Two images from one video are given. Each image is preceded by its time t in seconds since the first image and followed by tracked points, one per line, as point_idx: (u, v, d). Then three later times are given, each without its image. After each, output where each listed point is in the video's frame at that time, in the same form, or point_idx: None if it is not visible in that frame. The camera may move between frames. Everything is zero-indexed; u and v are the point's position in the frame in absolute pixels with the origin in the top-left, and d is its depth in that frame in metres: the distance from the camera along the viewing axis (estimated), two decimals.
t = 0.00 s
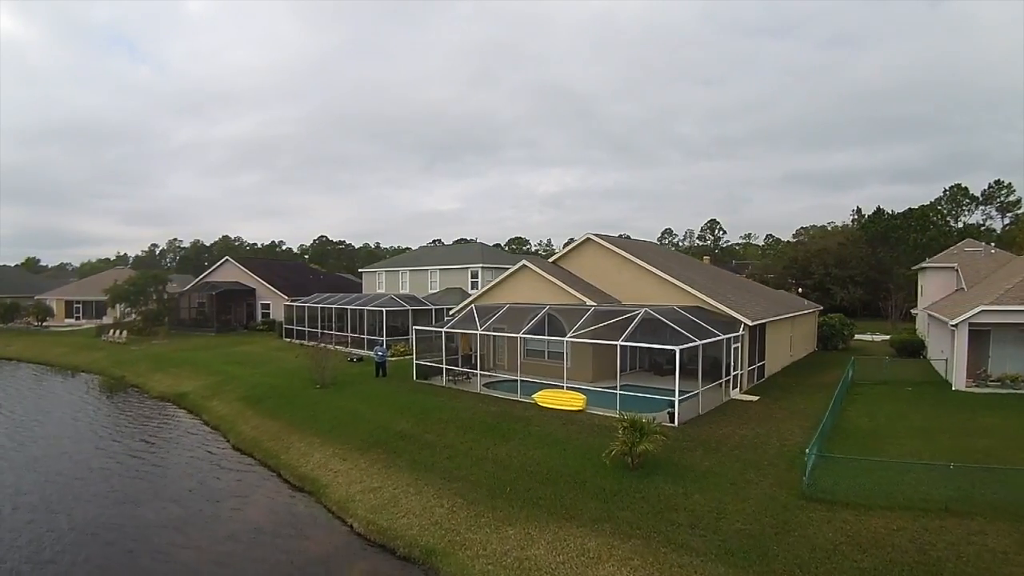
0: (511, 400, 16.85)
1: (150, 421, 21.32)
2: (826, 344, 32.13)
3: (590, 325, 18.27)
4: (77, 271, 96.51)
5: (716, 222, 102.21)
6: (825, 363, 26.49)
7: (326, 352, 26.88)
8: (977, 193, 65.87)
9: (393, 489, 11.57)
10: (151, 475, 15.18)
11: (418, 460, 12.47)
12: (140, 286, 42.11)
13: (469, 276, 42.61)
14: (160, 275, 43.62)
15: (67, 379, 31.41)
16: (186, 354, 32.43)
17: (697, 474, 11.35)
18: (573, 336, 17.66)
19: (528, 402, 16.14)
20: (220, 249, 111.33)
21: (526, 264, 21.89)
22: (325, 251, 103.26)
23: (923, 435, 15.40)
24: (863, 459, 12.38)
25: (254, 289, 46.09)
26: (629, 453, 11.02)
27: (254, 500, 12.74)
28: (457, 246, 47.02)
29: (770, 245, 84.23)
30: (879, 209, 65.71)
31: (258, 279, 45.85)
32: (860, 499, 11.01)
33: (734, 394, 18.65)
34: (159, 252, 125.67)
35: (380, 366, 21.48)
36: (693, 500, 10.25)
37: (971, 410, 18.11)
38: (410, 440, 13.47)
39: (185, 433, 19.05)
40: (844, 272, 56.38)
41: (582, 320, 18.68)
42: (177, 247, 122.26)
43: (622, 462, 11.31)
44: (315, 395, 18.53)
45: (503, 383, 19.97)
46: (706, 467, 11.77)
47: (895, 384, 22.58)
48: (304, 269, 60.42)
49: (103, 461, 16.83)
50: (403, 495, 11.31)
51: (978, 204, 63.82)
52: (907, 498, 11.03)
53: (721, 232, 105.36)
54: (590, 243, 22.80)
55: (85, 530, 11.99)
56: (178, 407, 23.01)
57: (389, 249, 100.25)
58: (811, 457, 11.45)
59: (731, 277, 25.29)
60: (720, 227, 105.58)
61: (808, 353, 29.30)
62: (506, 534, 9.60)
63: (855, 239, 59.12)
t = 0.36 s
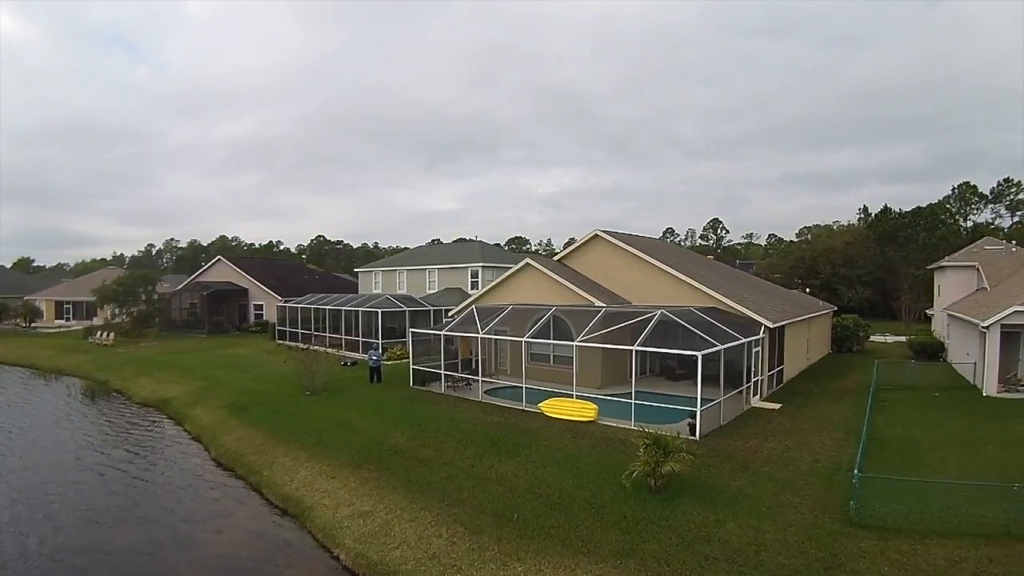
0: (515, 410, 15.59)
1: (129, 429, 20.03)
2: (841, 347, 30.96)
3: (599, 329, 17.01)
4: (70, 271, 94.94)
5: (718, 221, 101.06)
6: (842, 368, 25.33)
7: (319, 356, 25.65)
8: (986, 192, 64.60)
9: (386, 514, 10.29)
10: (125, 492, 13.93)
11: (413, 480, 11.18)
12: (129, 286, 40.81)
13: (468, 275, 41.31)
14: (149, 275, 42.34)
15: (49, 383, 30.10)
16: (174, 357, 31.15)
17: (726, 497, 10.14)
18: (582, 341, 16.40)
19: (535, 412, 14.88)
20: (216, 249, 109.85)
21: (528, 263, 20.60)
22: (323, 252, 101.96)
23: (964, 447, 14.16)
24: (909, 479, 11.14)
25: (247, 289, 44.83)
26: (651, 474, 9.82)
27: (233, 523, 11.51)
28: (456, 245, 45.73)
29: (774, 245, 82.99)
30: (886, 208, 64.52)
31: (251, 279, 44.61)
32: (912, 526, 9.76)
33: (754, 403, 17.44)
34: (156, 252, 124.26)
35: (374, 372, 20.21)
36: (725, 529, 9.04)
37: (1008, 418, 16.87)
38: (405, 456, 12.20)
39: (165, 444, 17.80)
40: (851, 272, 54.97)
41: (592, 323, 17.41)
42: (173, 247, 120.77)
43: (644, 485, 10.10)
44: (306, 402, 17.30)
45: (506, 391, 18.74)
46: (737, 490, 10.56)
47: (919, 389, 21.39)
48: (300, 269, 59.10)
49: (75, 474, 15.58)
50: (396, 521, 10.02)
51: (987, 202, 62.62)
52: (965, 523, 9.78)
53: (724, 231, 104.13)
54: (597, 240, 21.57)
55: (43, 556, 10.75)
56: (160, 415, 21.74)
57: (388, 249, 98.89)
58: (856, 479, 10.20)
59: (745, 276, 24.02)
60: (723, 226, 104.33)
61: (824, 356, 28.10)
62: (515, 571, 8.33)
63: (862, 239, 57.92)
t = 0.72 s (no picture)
0: (521, 420, 14.35)
1: (106, 439, 18.75)
2: (857, 348, 29.81)
3: (612, 332, 15.75)
4: (64, 270, 93.52)
5: (721, 221, 99.89)
6: (861, 372, 24.12)
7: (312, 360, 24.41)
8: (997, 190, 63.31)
9: (376, 545, 9.03)
10: (94, 510, 12.69)
11: (409, 504, 9.90)
12: (118, 286, 39.71)
13: (469, 274, 40.02)
14: (139, 274, 41.23)
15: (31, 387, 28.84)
16: (162, 359, 29.90)
17: (765, 525, 8.90)
18: (593, 345, 15.14)
19: (542, 422, 13.63)
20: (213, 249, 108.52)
21: (533, 260, 19.31)
22: (321, 252, 100.71)
23: (1015, 461, 12.92)
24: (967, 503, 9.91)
25: (240, 289, 43.82)
26: (682, 501, 8.61)
27: (206, 551, 10.27)
28: (456, 243, 44.45)
29: (779, 244, 81.81)
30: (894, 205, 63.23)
31: (244, 279, 43.59)
32: (979, 560, 8.54)
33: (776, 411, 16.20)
34: (152, 252, 122.90)
35: (368, 377, 18.95)
36: (770, 566, 7.82)
37: None
38: (400, 475, 10.93)
39: (142, 457, 16.54)
40: (860, 270, 54.41)
41: (604, 326, 16.16)
42: (171, 246, 119.53)
43: (672, 513, 8.87)
44: (294, 411, 16.04)
45: (509, 399, 17.48)
46: (776, 517, 9.34)
47: (948, 395, 20.19)
48: (297, 268, 57.86)
49: (43, 489, 14.32)
50: (387, 556, 8.74)
51: (997, 200, 61.46)
52: None
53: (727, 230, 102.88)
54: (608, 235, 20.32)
55: None
56: (142, 422, 20.49)
57: (387, 248, 97.59)
58: (914, 504, 8.96)
59: (762, 276, 22.73)
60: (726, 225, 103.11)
61: (841, 359, 26.94)
62: None
63: (871, 237, 56.73)
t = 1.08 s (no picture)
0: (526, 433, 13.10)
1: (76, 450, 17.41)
2: (874, 350, 28.63)
3: (626, 338, 14.48)
4: (57, 269, 91.94)
5: (724, 218, 98.60)
6: (883, 377, 22.90)
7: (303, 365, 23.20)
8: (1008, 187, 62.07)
9: None
10: (53, 534, 11.42)
11: (402, 535, 8.64)
12: (106, 286, 38.31)
13: (469, 273, 38.73)
14: (128, 274, 39.82)
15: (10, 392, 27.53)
16: (147, 362, 28.55)
17: (817, 563, 7.67)
18: (607, 352, 13.91)
19: (550, 436, 12.38)
20: (209, 249, 107.05)
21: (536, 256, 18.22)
22: (319, 250, 99.31)
23: None
24: None
25: (233, 289, 42.66)
26: (722, 538, 7.39)
27: None
28: (456, 241, 43.16)
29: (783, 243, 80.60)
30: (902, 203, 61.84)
31: (237, 279, 42.42)
32: None
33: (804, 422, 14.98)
34: (148, 252, 121.41)
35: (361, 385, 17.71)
36: None
37: None
38: (393, 500, 9.67)
39: (115, 471, 15.25)
40: (869, 270, 53.05)
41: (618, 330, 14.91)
42: (167, 246, 118.06)
43: (709, 550, 7.64)
44: (280, 421, 14.79)
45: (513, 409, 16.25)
46: (826, 552, 8.11)
47: (980, 402, 19.00)
48: (291, 267, 56.56)
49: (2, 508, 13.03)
50: None
51: (1007, 197, 60.27)
52: None
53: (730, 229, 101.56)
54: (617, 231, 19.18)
55: None
56: (119, 432, 19.18)
57: (386, 248, 96.22)
58: (987, 536, 7.73)
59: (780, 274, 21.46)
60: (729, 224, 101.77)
61: (859, 362, 25.75)
62: None
63: (880, 236, 55.54)
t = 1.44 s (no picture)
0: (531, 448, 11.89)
1: (44, 463, 16.11)
2: (892, 354, 27.47)
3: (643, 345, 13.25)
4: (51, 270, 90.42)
5: (727, 218, 97.43)
6: (906, 382, 21.66)
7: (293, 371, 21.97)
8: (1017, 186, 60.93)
9: None
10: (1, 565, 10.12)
11: None
12: (92, 286, 37.07)
13: (469, 272, 37.42)
14: (116, 274, 38.60)
15: None
16: (132, 366, 27.25)
17: None
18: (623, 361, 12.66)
19: (559, 452, 11.18)
20: (206, 249, 105.66)
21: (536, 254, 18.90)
22: (317, 251, 97.89)
23: None
24: None
25: (224, 290, 41.51)
26: None
27: None
28: (455, 239, 41.90)
29: (788, 242, 79.44)
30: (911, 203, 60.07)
31: (228, 279, 41.26)
32: None
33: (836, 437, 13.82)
34: (145, 252, 119.96)
35: (353, 394, 16.55)
36: None
37: None
38: (383, 532, 8.43)
39: (82, 488, 13.97)
40: (877, 269, 52.17)
41: (636, 335, 13.67)
42: (164, 247, 116.75)
43: None
44: (263, 436, 13.57)
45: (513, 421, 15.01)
46: None
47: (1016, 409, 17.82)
48: (287, 267, 55.25)
49: None
50: None
51: (1017, 195, 59.14)
52: None
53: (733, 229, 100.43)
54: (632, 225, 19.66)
55: None
56: (93, 443, 17.89)
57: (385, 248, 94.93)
58: None
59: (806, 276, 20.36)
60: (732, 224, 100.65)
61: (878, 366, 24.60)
62: None
63: (888, 234, 54.41)
